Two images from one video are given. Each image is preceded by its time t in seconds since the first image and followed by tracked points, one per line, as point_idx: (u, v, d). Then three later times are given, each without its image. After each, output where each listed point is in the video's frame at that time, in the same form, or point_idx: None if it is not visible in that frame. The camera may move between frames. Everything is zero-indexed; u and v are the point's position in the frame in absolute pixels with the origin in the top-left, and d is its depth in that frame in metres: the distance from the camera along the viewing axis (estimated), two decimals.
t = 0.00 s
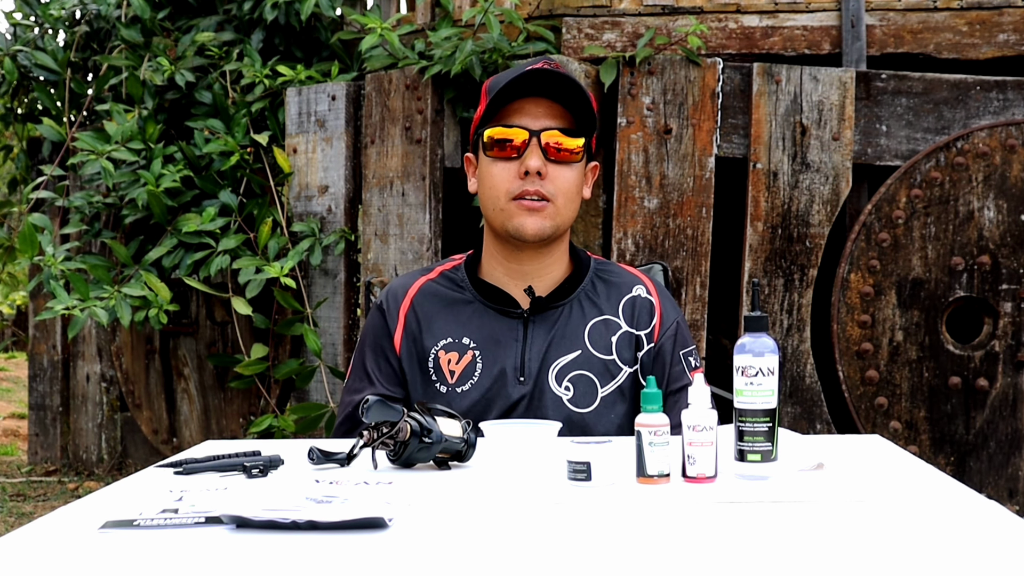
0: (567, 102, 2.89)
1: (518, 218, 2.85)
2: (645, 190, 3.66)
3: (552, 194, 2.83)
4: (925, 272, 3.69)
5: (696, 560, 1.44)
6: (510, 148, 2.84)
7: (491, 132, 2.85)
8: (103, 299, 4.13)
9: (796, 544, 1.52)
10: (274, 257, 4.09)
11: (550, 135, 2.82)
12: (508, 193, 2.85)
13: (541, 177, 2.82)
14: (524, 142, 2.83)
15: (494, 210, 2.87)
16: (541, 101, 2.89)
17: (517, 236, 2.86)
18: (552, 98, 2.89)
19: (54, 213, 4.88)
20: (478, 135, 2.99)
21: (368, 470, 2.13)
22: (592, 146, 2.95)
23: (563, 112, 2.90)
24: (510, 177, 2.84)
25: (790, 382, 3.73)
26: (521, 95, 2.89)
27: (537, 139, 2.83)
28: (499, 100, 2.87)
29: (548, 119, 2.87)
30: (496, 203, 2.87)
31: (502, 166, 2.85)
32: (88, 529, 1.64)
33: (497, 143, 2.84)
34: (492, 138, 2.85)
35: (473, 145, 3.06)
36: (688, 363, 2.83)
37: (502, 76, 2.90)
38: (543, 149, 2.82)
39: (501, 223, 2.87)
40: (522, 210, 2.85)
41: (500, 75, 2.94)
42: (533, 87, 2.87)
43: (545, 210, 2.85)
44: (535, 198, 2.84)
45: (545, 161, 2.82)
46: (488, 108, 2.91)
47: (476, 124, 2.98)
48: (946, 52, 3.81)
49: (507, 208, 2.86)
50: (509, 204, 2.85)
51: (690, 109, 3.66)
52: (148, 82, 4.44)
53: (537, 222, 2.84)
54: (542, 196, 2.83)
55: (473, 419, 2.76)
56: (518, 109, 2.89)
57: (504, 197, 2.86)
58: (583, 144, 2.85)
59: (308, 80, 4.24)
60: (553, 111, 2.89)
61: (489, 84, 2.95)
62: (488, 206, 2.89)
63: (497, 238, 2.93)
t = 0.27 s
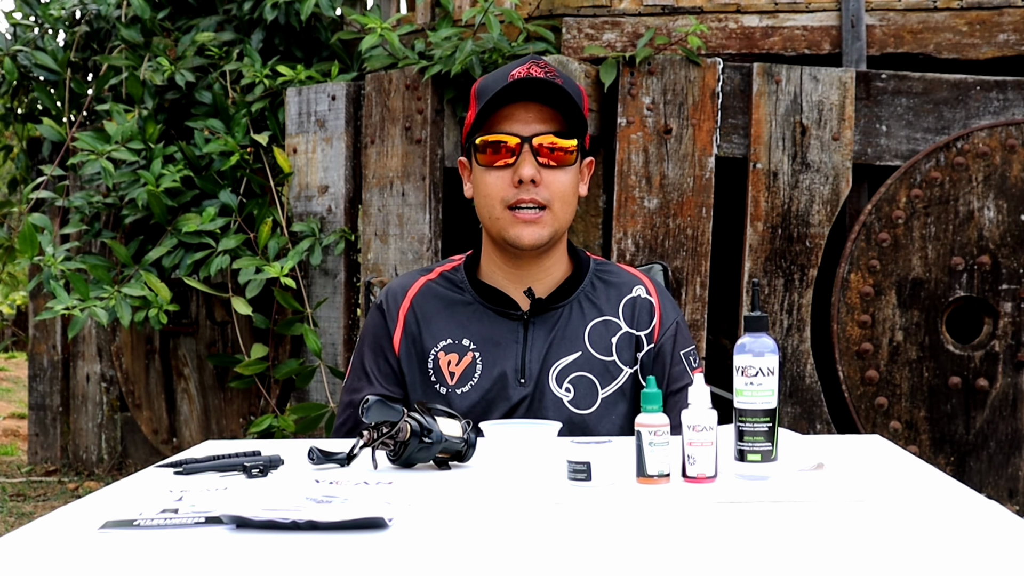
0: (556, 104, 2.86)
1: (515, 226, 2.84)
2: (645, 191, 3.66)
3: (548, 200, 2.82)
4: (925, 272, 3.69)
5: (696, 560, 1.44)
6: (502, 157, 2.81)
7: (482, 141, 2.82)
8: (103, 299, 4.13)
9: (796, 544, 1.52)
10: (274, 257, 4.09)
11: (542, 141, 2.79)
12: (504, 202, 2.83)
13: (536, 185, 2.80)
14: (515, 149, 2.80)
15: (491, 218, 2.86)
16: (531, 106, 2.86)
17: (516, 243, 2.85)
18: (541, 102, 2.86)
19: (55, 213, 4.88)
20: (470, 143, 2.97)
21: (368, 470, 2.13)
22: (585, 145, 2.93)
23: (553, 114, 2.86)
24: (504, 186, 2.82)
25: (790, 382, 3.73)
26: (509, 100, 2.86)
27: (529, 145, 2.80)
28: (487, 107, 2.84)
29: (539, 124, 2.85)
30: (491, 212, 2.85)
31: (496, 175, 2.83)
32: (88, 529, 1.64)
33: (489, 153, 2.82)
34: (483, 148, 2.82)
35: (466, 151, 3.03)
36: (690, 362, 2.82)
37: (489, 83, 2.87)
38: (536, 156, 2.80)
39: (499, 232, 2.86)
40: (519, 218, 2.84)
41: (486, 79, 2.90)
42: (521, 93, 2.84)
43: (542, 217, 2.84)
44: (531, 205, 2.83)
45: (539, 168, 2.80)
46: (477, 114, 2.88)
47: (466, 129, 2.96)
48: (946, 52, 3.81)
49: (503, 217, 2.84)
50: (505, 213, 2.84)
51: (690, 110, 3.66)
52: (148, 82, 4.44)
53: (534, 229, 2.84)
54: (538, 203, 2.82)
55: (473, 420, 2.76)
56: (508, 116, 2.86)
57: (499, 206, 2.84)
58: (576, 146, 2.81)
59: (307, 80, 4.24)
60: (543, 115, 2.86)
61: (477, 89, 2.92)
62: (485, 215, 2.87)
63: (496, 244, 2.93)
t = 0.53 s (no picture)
0: (552, 104, 2.86)
1: (523, 229, 2.83)
2: (645, 190, 3.66)
3: (553, 200, 2.81)
4: (925, 272, 3.69)
5: (696, 560, 1.44)
6: (504, 161, 2.80)
7: (482, 148, 2.81)
8: (103, 299, 4.13)
9: (797, 544, 1.52)
10: (274, 257, 4.09)
11: (543, 142, 2.79)
12: (509, 206, 2.82)
13: (540, 186, 2.79)
14: (516, 153, 2.80)
15: (497, 224, 2.85)
16: (527, 108, 2.86)
17: (524, 245, 2.85)
18: (536, 104, 2.86)
19: (54, 213, 4.88)
20: (468, 150, 2.96)
21: (368, 470, 2.13)
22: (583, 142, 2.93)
23: (550, 115, 2.87)
24: (508, 190, 2.81)
25: (790, 382, 3.73)
26: (505, 105, 2.85)
27: (530, 147, 2.79)
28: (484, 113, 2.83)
29: (537, 125, 2.85)
30: (498, 217, 2.84)
31: (499, 180, 2.82)
32: (88, 529, 1.64)
33: (490, 158, 2.81)
34: (485, 154, 2.81)
35: (465, 159, 3.03)
36: (693, 359, 2.82)
37: (483, 89, 2.86)
38: (538, 157, 2.79)
39: (506, 236, 2.85)
40: (526, 220, 2.83)
41: (479, 85, 2.90)
42: (516, 97, 2.84)
43: (549, 217, 2.83)
44: (538, 207, 2.82)
45: (542, 169, 2.79)
46: (474, 122, 2.88)
47: (464, 137, 2.95)
48: (946, 52, 3.81)
49: (510, 221, 2.83)
50: (511, 217, 2.83)
51: (690, 109, 3.66)
52: (148, 82, 4.44)
53: (542, 230, 2.83)
54: (544, 205, 2.81)
55: (477, 418, 2.76)
56: (505, 121, 2.86)
57: (505, 210, 2.83)
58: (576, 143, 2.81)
59: (308, 80, 4.24)
60: (541, 116, 2.87)
61: (471, 96, 2.91)
62: (490, 221, 2.86)
63: (503, 247, 2.92)
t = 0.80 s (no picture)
0: (535, 108, 2.84)
1: (520, 236, 2.83)
2: (645, 190, 3.66)
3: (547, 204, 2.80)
4: (925, 272, 3.69)
5: (696, 560, 1.44)
6: (494, 170, 2.79)
7: (472, 160, 2.81)
8: (103, 299, 4.13)
9: (797, 544, 1.52)
10: (274, 257, 4.09)
11: (530, 147, 2.78)
12: (504, 214, 2.82)
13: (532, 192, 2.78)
14: (505, 161, 2.79)
15: (495, 233, 2.85)
16: (511, 115, 2.85)
17: (522, 251, 2.85)
18: (520, 109, 2.85)
19: (55, 213, 4.88)
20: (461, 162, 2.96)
21: (368, 470, 2.12)
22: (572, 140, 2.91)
23: (535, 119, 2.85)
24: (501, 199, 2.80)
25: (790, 382, 3.73)
26: (490, 114, 2.84)
27: (518, 154, 2.78)
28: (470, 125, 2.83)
29: (524, 130, 2.84)
30: (494, 227, 2.84)
31: (491, 190, 2.81)
32: (88, 529, 1.64)
33: (480, 169, 2.81)
34: (474, 166, 2.81)
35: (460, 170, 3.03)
36: (694, 360, 2.82)
37: (467, 101, 2.86)
38: (526, 163, 2.78)
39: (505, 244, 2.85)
40: (522, 227, 2.82)
41: (464, 97, 2.90)
42: (500, 105, 2.83)
43: (544, 222, 2.83)
44: (532, 212, 2.81)
45: (532, 174, 2.78)
46: (461, 134, 2.88)
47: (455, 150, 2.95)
48: (946, 52, 3.81)
49: (506, 229, 2.83)
50: (507, 225, 2.82)
51: (690, 109, 3.66)
52: (148, 82, 4.44)
53: (540, 235, 2.83)
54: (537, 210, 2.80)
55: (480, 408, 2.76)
56: (492, 130, 2.85)
57: (500, 219, 2.82)
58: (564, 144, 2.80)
59: (308, 80, 4.24)
60: (526, 121, 2.85)
61: (457, 109, 2.91)
62: (488, 231, 2.86)
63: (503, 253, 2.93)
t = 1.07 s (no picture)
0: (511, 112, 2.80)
1: (509, 241, 2.83)
2: (645, 191, 3.66)
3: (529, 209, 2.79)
4: (925, 272, 3.69)
5: (695, 560, 1.44)
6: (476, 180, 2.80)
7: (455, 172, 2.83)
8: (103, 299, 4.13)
9: (796, 544, 1.52)
10: (274, 257, 4.09)
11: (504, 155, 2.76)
12: (491, 222, 2.83)
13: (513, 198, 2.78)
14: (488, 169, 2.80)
15: (487, 239, 2.86)
16: (488, 121, 2.82)
17: (514, 256, 2.85)
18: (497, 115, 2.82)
19: (54, 213, 4.88)
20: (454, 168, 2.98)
21: (368, 470, 2.13)
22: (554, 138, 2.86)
23: (511, 122, 2.81)
24: (487, 207, 2.82)
25: (790, 382, 3.73)
26: (468, 123, 2.83)
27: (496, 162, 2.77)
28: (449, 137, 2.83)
29: (501, 136, 2.81)
30: (485, 234, 2.86)
31: (477, 199, 2.83)
32: (88, 529, 1.64)
33: (465, 179, 2.82)
34: (459, 175, 2.83)
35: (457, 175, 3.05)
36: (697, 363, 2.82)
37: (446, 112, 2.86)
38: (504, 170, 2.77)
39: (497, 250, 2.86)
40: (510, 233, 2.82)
41: (447, 106, 2.90)
42: (475, 113, 2.81)
43: (530, 226, 2.82)
44: (517, 218, 2.81)
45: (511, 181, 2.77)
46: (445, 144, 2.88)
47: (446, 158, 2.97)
48: (946, 52, 3.81)
49: (495, 236, 2.84)
50: (495, 232, 2.83)
51: (690, 109, 3.66)
52: (148, 82, 4.44)
53: (528, 239, 2.82)
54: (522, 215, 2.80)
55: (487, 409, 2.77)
56: (471, 138, 2.84)
57: (489, 227, 2.84)
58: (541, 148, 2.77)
59: (308, 80, 4.24)
60: (502, 125, 2.82)
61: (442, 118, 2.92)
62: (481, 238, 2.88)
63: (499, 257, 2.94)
